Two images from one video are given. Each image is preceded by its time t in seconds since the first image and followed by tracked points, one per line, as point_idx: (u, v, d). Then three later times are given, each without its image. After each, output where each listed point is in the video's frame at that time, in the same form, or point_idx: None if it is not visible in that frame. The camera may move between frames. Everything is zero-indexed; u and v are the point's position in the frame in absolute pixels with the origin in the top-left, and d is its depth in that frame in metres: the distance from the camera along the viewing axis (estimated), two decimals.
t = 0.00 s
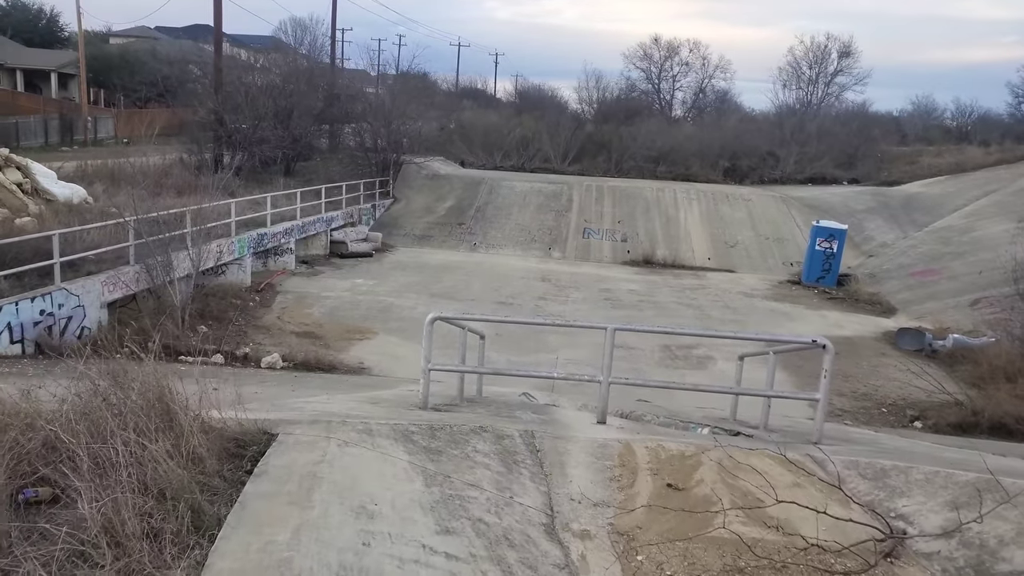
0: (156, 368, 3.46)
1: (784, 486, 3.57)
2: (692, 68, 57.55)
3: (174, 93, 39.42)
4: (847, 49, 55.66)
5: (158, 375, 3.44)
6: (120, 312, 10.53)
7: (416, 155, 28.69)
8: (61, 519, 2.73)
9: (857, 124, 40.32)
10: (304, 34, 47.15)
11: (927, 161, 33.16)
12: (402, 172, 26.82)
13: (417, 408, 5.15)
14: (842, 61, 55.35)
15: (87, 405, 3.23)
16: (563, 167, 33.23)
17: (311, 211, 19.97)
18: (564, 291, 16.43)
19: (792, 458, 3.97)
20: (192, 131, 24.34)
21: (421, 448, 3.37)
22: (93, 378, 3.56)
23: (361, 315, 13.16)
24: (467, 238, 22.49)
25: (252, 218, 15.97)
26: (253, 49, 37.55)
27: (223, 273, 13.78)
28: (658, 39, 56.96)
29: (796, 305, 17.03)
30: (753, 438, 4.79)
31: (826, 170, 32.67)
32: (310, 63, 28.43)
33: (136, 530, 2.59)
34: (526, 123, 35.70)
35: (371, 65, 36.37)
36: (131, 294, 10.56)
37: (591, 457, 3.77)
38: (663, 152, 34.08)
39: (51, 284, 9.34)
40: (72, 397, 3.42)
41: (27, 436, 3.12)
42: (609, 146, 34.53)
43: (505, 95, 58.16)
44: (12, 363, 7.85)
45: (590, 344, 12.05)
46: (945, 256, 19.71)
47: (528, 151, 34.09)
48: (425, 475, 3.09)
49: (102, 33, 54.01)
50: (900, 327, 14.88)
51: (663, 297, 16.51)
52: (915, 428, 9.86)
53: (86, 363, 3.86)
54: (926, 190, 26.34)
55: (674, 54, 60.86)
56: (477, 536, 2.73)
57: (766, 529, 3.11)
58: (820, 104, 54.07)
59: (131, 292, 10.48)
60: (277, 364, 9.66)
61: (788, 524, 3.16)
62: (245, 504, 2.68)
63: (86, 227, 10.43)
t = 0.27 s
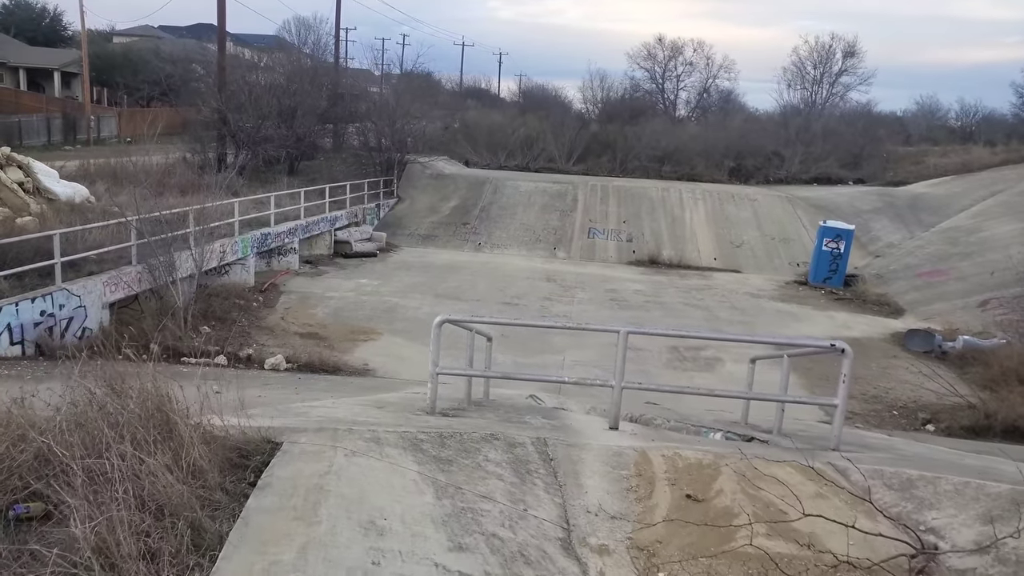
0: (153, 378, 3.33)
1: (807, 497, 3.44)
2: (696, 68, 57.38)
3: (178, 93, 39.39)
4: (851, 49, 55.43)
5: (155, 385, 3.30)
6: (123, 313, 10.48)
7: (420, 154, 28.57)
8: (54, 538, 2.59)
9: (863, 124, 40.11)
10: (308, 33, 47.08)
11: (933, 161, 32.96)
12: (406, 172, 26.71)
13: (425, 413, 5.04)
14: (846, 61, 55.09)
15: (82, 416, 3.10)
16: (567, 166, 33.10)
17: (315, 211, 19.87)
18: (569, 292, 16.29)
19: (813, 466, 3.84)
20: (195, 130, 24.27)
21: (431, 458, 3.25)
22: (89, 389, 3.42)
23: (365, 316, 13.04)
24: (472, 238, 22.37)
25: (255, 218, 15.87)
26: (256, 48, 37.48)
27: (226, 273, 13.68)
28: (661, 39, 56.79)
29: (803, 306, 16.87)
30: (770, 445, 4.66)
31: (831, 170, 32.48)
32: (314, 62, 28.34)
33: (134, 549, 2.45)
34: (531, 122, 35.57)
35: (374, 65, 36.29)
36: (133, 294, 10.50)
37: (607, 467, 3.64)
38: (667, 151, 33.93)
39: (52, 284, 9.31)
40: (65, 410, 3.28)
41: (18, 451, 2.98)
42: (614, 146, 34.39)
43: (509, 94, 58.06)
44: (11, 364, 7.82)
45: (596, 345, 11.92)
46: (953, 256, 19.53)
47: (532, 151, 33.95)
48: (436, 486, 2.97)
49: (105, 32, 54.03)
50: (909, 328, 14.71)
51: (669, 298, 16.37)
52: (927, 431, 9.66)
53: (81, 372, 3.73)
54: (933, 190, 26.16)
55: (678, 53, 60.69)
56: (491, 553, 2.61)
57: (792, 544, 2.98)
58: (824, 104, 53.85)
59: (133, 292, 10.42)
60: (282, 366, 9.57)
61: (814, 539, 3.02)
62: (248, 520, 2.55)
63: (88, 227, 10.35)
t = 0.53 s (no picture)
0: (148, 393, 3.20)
1: (828, 512, 3.32)
2: (699, 69, 57.23)
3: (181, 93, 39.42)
4: (855, 49, 55.21)
5: (150, 399, 3.17)
6: (124, 315, 10.41)
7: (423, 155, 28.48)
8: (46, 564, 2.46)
9: (867, 124, 39.94)
10: (312, 33, 47.07)
11: (938, 161, 32.78)
12: (410, 172, 26.64)
13: (432, 420, 4.93)
14: (850, 61, 54.89)
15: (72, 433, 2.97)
16: (571, 166, 33.01)
17: (318, 211, 19.79)
18: (574, 293, 16.17)
19: (831, 477, 3.73)
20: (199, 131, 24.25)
21: (439, 471, 3.15)
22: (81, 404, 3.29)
23: (369, 318, 12.93)
24: (476, 239, 22.27)
25: (259, 219, 15.79)
26: (260, 49, 37.48)
27: (230, 274, 13.60)
28: (664, 39, 56.68)
29: (809, 307, 16.72)
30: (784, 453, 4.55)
31: (836, 170, 32.32)
32: (317, 62, 28.26)
33: None
34: (534, 123, 35.49)
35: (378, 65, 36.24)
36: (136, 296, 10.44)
37: (620, 479, 3.52)
38: (672, 151, 33.80)
39: (53, 287, 9.27)
40: (57, 425, 3.15)
41: (7, 470, 2.85)
42: (618, 147, 34.28)
43: (512, 94, 57.95)
44: (10, 368, 7.80)
45: (602, 347, 11.81)
46: (960, 257, 19.37)
47: (536, 151, 33.87)
48: (445, 503, 2.87)
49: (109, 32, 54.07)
50: (917, 330, 14.55)
51: (675, 299, 16.25)
52: (937, 435, 9.40)
53: (73, 383, 3.59)
54: (939, 190, 25.98)
55: (681, 53, 60.55)
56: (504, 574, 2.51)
57: (817, 565, 2.85)
58: (828, 105, 53.66)
59: (136, 295, 10.34)
60: (285, 369, 9.47)
61: (839, 559, 2.90)
62: (249, 541, 2.44)
63: (89, 229, 10.29)
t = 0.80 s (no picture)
0: (138, 404, 3.05)
1: (849, 524, 3.19)
2: (702, 67, 57.01)
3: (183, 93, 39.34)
4: (859, 48, 54.91)
5: (141, 411, 3.02)
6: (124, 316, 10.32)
7: (426, 154, 28.35)
8: None
9: (871, 122, 39.75)
10: (313, 32, 46.93)
11: (944, 159, 32.56)
12: (413, 172, 26.53)
13: (435, 426, 4.81)
14: (854, 60, 54.61)
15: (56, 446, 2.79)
16: (574, 166, 32.88)
17: (320, 211, 19.68)
18: (578, 293, 16.03)
19: (848, 487, 3.61)
20: (200, 130, 24.17)
21: (444, 483, 3.03)
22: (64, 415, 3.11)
23: (371, 319, 12.81)
24: (478, 239, 22.14)
25: (260, 219, 15.69)
26: (261, 48, 37.37)
27: (231, 275, 13.50)
28: (667, 38, 56.46)
29: (815, 307, 16.56)
30: (797, 460, 4.43)
31: (840, 170, 32.12)
32: (319, 61, 28.15)
33: None
34: (537, 122, 35.37)
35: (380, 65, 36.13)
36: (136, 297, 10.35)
37: (632, 489, 3.39)
38: (675, 151, 33.64)
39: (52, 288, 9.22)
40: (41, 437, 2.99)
41: None
42: (621, 146, 34.14)
43: (515, 93, 57.77)
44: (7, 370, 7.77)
45: (607, 348, 11.68)
46: (967, 256, 19.19)
47: (538, 151, 33.74)
48: (451, 517, 2.75)
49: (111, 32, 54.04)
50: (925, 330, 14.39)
51: (680, 299, 16.10)
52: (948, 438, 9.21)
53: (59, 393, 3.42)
54: (945, 189, 25.79)
55: (684, 52, 60.33)
56: None
57: None
58: (832, 104, 53.38)
59: (136, 296, 10.25)
60: (286, 371, 9.35)
61: None
62: (245, 562, 2.32)
63: (88, 229, 10.22)
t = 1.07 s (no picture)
0: (133, 417, 2.92)
1: (874, 539, 3.08)
2: (705, 67, 56.82)
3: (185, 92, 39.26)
4: (863, 48, 54.66)
5: (134, 425, 2.89)
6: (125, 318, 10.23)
7: (429, 155, 28.25)
8: None
9: (875, 122, 39.57)
10: (316, 32, 46.78)
11: (949, 160, 32.39)
12: (416, 172, 26.44)
13: (442, 433, 4.70)
14: (857, 60, 54.39)
15: (44, 464, 2.64)
16: (577, 166, 32.78)
17: (323, 211, 19.57)
18: (582, 294, 15.91)
19: (869, 498, 3.49)
20: (202, 130, 24.09)
21: (453, 496, 2.92)
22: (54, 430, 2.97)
23: (374, 320, 12.69)
24: (481, 239, 22.03)
25: (262, 219, 15.60)
26: (264, 47, 37.29)
27: (233, 276, 13.40)
28: (670, 37, 56.29)
29: (821, 308, 16.41)
30: (812, 469, 4.31)
31: (845, 170, 31.96)
32: (322, 61, 28.05)
33: None
34: (540, 122, 35.25)
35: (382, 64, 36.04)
36: (137, 298, 10.26)
37: (647, 501, 3.27)
38: (679, 151, 33.52)
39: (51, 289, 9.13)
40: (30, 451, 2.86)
41: None
42: (624, 146, 34.06)
43: (518, 93, 57.64)
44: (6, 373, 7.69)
45: (612, 350, 11.56)
46: (974, 257, 19.03)
47: (542, 151, 33.63)
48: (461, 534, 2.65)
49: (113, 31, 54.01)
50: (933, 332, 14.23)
51: (685, 300, 15.97)
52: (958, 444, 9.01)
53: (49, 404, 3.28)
54: (951, 189, 25.62)
55: (687, 52, 60.16)
56: None
57: None
58: (835, 104, 53.15)
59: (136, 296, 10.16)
60: (288, 373, 9.24)
61: None
62: None
63: (88, 229, 10.12)
